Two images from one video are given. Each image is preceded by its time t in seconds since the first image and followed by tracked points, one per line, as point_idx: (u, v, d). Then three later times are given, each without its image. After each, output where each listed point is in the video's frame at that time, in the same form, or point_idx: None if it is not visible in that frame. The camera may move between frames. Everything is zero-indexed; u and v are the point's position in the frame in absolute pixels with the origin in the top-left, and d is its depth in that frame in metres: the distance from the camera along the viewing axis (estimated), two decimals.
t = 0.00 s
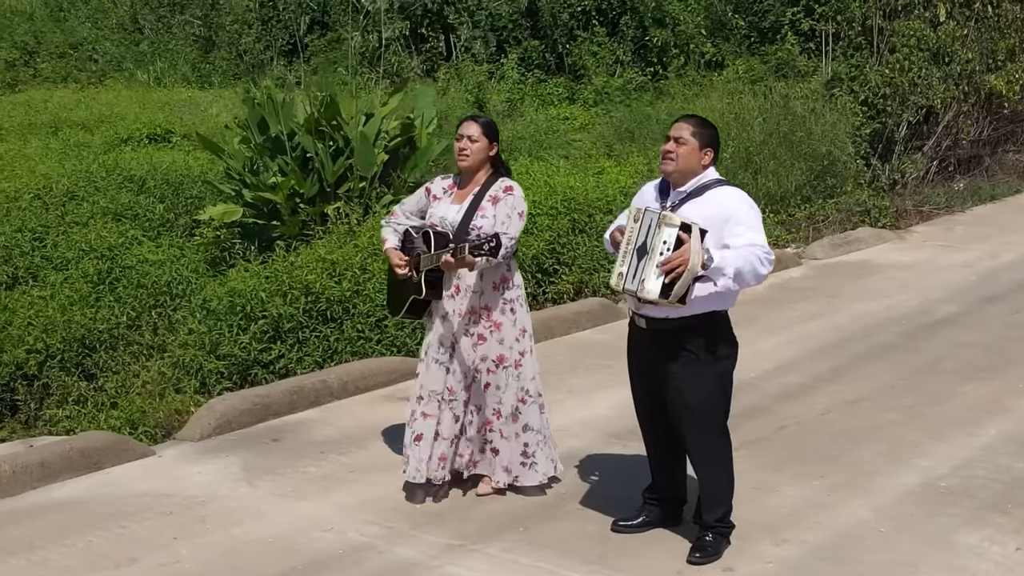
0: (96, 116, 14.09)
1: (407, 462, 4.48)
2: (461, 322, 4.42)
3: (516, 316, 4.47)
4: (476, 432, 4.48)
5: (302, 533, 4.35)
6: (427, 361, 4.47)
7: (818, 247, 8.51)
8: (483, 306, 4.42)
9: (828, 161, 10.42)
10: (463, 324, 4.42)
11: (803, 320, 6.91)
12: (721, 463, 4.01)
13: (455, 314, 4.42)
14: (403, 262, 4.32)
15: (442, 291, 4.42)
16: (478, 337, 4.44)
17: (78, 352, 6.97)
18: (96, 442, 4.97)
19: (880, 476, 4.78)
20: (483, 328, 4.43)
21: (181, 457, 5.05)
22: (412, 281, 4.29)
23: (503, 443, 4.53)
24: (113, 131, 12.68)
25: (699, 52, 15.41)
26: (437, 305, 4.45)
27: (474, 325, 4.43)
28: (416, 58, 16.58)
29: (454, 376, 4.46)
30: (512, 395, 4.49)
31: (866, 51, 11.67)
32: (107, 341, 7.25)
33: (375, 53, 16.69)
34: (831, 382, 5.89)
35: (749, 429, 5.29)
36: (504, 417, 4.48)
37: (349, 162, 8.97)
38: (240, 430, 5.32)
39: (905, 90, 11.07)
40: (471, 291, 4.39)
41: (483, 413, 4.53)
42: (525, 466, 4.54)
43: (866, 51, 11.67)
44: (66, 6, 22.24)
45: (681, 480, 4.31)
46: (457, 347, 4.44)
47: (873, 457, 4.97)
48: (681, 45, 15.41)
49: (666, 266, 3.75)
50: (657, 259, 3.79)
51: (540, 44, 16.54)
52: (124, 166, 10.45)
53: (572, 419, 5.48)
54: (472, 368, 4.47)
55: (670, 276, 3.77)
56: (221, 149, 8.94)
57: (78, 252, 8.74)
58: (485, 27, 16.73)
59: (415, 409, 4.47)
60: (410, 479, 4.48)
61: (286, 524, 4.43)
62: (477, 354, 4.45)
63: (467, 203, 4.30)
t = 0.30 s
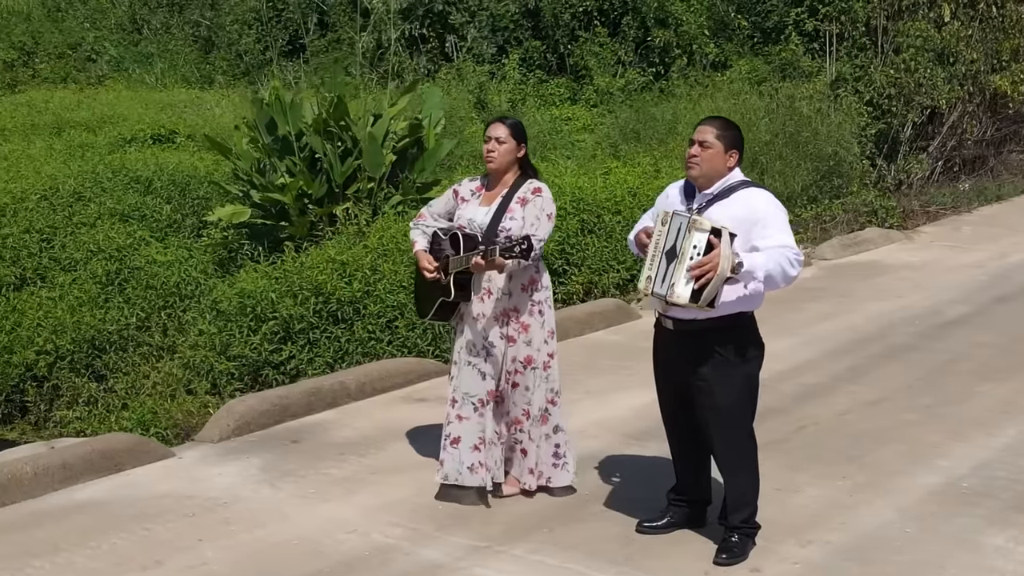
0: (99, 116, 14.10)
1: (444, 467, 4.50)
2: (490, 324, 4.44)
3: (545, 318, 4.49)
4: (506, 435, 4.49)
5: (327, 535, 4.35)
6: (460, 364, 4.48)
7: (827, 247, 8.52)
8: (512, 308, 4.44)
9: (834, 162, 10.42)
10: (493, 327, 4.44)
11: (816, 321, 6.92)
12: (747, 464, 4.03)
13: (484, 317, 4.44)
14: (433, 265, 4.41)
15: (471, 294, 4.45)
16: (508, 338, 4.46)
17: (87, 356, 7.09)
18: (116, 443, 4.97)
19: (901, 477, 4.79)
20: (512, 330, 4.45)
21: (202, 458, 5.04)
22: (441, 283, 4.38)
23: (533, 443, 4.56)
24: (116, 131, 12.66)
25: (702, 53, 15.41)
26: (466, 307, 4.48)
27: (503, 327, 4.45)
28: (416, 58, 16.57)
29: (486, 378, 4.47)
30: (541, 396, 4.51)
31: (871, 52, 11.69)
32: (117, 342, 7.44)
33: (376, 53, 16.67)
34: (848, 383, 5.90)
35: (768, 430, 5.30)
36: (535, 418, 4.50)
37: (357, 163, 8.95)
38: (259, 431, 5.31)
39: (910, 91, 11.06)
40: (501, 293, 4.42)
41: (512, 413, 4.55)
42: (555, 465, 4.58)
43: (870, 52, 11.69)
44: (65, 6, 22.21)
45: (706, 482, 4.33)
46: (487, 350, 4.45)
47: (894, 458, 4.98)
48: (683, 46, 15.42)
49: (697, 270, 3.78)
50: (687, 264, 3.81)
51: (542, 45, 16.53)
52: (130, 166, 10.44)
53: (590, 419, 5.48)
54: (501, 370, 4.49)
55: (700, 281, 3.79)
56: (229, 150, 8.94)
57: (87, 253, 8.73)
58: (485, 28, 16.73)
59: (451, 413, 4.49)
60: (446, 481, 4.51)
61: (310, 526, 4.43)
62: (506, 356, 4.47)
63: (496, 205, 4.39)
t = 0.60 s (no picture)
0: (101, 116, 14.07)
1: (489, 469, 4.54)
2: (521, 325, 4.52)
3: (575, 319, 4.55)
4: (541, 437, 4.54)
5: (353, 536, 4.34)
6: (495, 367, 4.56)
7: (836, 247, 8.53)
8: (542, 309, 4.53)
9: (841, 162, 10.41)
10: (523, 327, 4.52)
11: (830, 321, 6.93)
12: (775, 464, 4.03)
13: (515, 318, 4.52)
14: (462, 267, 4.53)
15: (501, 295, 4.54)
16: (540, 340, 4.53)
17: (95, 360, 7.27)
18: (138, 444, 4.97)
19: (925, 477, 4.79)
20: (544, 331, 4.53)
21: (223, 459, 5.04)
22: (470, 285, 4.49)
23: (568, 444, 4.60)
24: (121, 132, 12.62)
25: (705, 53, 15.41)
26: (497, 309, 4.56)
27: (534, 328, 4.53)
28: (417, 58, 16.54)
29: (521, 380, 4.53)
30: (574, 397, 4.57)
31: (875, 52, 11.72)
32: (127, 343, 7.62)
33: (378, 53, 16.66)
34: (865, 383, 5.90)
35: (788, 431, 5.31)
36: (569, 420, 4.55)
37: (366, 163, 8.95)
38: (280, 431, 5.31)
39: (915, 90, 11.08)
40: (531, 293, 4.51)
41: (547, 414, 4.60)
42: (589, 465, 4.62)
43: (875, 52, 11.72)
44: (63, 6, 22.14)
45: (732, 482, 4.33)
46: (520, 352, 4.53)
47: (915, 457, 4.98)
48: (686, 46, 15.42)
49: (728, 270, 3.79)
50: (719, 264, 3.82)
51: (544, 45, 16.52)
52: (136, 167, 10.42)
53: (609, 420, 5.48)
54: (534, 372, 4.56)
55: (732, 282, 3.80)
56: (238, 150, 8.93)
57: (96, 253, 8.73)
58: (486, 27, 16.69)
59: (492, 415, 4.55)
60: (491, 483, 4.55)
61: (335, 527, 4.42)
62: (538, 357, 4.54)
63: (526, 207, 4.55)
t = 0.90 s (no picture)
0: (106, 116, 14.04)
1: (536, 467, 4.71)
2: (554, 326, 4.66)
3: (609, 320, 4.65)
4: (577, 438, 4.63)
5: (384, 536, 4.34)
6: (533, 367, 4.72)
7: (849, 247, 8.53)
8: (575, 310, 4.65)
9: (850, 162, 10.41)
10: (556, 328, 4.65)
11: (847, 321, 6.93)
12: (809, 464, 4.03)
13: (548, 320, 4.66)
14: (495, 266, 4.72)
15: (534, 295, 4.69)
16: (573, 341, 4.65)
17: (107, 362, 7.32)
18: (164, 445, 4.96)
19: (952, 476, 4.79)
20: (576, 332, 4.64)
21: (249, 460, 5.03)
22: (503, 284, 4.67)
23: (605, 446, 4.68)
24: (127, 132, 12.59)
25: (709, 53, 15.40)
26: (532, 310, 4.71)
27: (568, 329, 4.66)
28: (418, 58, 16.52)
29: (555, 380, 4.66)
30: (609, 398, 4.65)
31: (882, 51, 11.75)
32: (141, 344, 7.65)
33: (380, 53, 16.65)
34: (886, 383, 5.91)
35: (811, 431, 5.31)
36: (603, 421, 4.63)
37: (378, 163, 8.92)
38: (304, 432, 5.30)
39: (923, 90, 11.09)
40: (563, 294, 4.65)
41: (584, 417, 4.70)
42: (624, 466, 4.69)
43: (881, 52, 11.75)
44: (62, 6, 22.10)
45: (764, 481, 4.34)
46: (552, 353, 4.65)
47: (941, 457, 4.98)
48: (691, 46, 15.40)
49: (764, 270, 3.79)
50: (755, 264, 3.82)
51: (547, 45, 16.50)
52: (145, 167, 10.40)
53: (633, 420, 5.48)
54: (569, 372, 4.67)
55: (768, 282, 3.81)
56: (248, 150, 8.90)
57: (107, 253, 8.72)
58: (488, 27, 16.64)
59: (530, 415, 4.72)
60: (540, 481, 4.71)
61: (365, 528, 4.41)
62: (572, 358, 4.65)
63: (559, 207, 4.72)
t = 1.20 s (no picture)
0: (111, 116, 14.01)
1: (569, 465, 4.86)
2: (589, 325, 4.81)
3: (642, 321, 4.80)
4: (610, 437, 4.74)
5: (420, 536, 4.34)
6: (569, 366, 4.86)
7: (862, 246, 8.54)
8: (610, 310, 4.81)
9: (861, 162, 10.42)
10: (591, 326, 4.80)
11: (865, 320, 6.94)
12: (847, 462, 4.05)
13: (584, 319, 4.81)
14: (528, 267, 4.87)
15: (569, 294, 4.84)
16: (608, 340, 4.79)
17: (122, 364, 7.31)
18: (194, 445, 4.95)
19: (983, 475, 4.80)
20: (612, 332, 4.79)
21: (278, 459, 5.03)
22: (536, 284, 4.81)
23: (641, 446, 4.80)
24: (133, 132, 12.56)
25: (715, 53, 15.39)
26: (566, 310, 4.86)
27: (603, 329, 4.81)
28: (421, 59, 16.50)
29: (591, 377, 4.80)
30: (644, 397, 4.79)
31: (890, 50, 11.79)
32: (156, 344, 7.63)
33: (382, 53, 16.63)
34: (909, 383, 5.92)
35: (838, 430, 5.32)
36: (638, 419, 4.77)
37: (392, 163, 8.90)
38: (331, 432, 5.29)
39: (932, 89, 11.11)
40: (598, 294, 4.79)
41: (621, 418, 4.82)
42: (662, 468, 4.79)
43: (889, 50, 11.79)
44: (61, 7, 22.04)
45: (800, 479, 4.35)
46: (589, 352, 4.80)
47: (970, 457, 5.00)
48: (697, 46, 15.38)
49: (804, 272, 3.80)
50: (795, 265, 3.82)
51: (551, 45, 16.48)
52: (155, 167, 10.38)
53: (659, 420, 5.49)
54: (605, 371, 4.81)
55: (808, 282, 3.81)
56: (260, 150, 8.88)
57: (120, 253, 8.70)
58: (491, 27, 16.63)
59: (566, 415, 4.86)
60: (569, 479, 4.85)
61: (401, 527, 4.41)
62: (608, 357, 4.79)
63: (594, 207, 4.90)
